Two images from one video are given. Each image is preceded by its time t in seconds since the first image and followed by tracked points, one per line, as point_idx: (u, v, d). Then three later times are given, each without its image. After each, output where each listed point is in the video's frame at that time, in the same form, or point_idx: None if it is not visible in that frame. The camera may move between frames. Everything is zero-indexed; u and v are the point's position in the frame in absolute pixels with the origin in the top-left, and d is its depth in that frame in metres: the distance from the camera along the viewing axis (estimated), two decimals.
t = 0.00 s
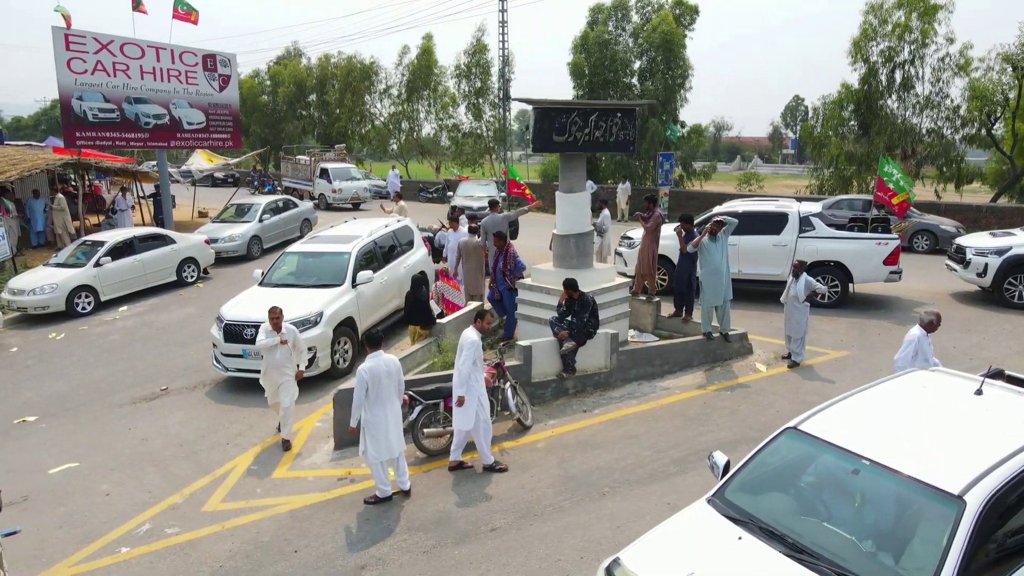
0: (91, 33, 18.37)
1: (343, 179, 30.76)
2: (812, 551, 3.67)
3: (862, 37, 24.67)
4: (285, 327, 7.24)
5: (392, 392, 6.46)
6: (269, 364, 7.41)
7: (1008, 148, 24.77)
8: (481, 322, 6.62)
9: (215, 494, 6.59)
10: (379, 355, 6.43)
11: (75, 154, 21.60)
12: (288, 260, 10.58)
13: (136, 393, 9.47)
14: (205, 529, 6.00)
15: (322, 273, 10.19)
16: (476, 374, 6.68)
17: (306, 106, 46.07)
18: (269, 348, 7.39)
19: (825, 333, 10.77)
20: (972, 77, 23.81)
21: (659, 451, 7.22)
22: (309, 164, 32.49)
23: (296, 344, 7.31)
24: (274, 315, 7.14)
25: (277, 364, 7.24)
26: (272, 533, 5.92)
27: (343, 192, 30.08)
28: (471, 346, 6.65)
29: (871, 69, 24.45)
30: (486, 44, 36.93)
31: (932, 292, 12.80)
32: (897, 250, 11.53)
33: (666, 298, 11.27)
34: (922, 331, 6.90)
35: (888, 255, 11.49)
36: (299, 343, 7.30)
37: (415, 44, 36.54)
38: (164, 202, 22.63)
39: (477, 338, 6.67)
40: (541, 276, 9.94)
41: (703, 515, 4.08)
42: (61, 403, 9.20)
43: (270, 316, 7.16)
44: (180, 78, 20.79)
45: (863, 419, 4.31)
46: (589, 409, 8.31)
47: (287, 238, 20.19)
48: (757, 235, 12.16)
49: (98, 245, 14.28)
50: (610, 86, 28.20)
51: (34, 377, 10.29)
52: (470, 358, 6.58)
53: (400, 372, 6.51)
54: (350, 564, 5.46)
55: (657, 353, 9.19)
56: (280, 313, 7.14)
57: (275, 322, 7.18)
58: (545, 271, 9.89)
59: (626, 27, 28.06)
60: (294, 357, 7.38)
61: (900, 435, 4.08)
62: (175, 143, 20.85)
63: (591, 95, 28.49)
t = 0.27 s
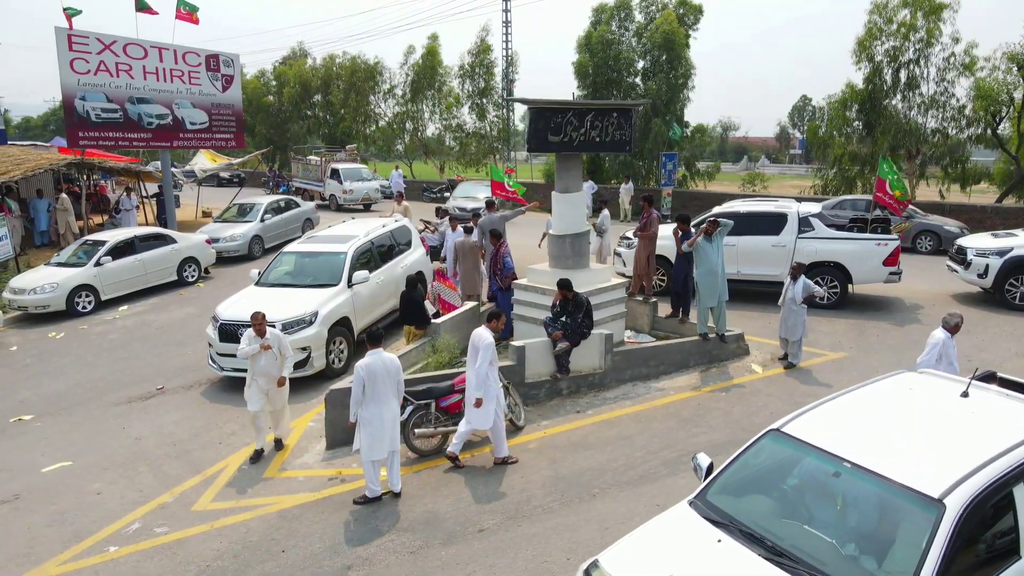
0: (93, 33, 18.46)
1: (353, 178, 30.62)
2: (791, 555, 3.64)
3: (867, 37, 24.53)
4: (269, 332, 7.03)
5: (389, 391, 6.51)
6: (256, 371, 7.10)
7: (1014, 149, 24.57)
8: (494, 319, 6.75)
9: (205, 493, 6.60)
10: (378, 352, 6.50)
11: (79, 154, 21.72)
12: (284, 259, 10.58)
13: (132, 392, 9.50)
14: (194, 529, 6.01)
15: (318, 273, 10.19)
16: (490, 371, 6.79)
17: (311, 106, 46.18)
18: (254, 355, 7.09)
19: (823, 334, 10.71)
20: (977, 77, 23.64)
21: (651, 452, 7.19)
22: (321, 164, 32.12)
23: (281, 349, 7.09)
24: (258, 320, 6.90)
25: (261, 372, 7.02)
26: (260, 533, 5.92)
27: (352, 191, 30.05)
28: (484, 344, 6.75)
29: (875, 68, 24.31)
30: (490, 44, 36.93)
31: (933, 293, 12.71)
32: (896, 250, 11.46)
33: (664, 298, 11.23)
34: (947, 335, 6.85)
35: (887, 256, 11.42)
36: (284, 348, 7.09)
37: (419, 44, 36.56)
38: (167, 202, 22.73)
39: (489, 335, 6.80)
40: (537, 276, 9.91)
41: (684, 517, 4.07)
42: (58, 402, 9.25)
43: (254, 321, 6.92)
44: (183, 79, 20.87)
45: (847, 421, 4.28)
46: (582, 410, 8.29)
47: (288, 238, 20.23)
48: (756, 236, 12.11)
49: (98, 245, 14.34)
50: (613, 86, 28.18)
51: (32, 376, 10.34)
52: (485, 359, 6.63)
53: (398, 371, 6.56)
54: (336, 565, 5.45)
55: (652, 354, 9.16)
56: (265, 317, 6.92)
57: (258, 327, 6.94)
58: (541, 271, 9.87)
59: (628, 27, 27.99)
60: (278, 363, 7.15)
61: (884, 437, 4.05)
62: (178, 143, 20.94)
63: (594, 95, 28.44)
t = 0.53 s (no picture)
0: (100, 34, 18.57)
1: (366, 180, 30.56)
2: (772, 560, 3.61)
3: (874, 36, 24.35)
4: (250, 346, 6.80)
5: (390, 390, 6.52)
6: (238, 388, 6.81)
7: None
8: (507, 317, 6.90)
9: (198, 493, 6.62)
10: (379, 352, 6.51)
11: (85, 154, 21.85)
12: (283, 259, 10.59)
13: (131, 391, 9.55)
14: (185, 529, 6.03)
15: (317, 273, 10.19)
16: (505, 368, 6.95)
17: (318, 106, 46.31)
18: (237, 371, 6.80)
19: (824, 336, 10.63)
20: (987, 76, 23.42)
21: (645, 455, 7.16)
22: (334, 165, 32.03)
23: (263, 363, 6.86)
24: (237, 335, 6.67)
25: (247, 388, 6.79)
26: (251, 533, 5.93)
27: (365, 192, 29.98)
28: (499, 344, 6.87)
29: (883, 68, 24.14)
30: (497, 44, 36.91)
31: (937, 295, 12.61)
32: (899, 252, 11.36)
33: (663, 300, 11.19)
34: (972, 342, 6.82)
35: (890, 258, 11.33)
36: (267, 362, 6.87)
37: (426, 44, 36.59)
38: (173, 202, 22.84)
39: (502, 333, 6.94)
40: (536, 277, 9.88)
41: (667, 520, 4.04)
42: (57, 401, 9.30)
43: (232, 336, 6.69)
44: (189, 79, 20.97)
45: (833, 426, 4.25)
46: (578, 412, 8.27)
47: (293, 238, 20.29)
48: (757, 236, 12.04)
49: (102, 244, 14.42)
50: (619, 86, 28.13)
51: (33, 375, 10.41)
52: (511, 358, 6.79)
53: (398, 371, 6.57)
54: (324, 566, 5.45)
55: (649, 355, 9.12)
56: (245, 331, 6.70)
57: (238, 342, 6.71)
58: (539, 272, 9.84)
59: (635, 26, 27.91)
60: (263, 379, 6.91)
61: (870, 442, 4.01)
62: (183, 143, 21.05)
63: (600, 95, 28.38)
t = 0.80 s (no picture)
0: (106, 35, 18.69)
1: (377, 180, 30.56)
2: (753, 564, 3.59)
3: (882, 35, 24.17)
4: (233, 354, 6.62)
5: (386, 390, 6.51)
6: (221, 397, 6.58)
7: None
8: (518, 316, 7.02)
9: (192, 492, 6.65)
10: (375, 352, 6.50)
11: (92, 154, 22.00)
12: (282, 259, 10.60)
13: (130, 390, 9.60)
14: (177, 528, 6.05)
15: (315, 273, 10.21)
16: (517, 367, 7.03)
17: (326, 106, 46.44)
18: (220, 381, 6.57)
19: (825, 337, 10.55)
20: (996, 76, 23.19)
21: (639, 456, 7.13)
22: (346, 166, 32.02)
23: (247, 370, 6.69)
24: (221, 342, 6.50)
25: (234, 396, 6.58)
26: (242, 533, 5.94)
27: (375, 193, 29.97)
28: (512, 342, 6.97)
29: (891, 68, 23.97)
30: (503, 44, 36.89)
31: (940, 297, 12.50)
32: (901, 253, 11.27)
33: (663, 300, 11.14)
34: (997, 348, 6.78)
35: (892, 259, 11.24)
36: (251, 369, 6.69)
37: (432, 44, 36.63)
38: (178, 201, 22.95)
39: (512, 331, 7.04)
40: (534, 278, 9.86)
41: (649, 523, 4.03)
42: (57, 400, 9.36)
43: (216, 344, 6.48)
44: (194, 79, 21.07)
45: (818, 428, 4.22)
46: (574, 412, 8.25)
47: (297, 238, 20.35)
48: (758, 237, 11.99)
49: (106, 244, 14.51)
50: (625, 86, 28.08)
51: (36, 374, 10.49)
52: (527, 357, 6.93)
53: (394, 371, 6.54)
54: (313, 566, 5.45)
55: (646, 356, 9.08)
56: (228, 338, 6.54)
57: (222, 349, 6.51)
58: (537, 273, 9.82)
59: (642, 26, 27.91)
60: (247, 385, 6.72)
61: (855, 445, 3.98)
62: (189, 143, 21.15)
63: (606, 94, 28.31)
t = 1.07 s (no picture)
0: (110, 36, 18.80)
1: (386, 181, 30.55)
2: (727, 567, 3.57)
3: (888, 35, 24.01)
4: (215, 371, 6.27)
5: (376, 390, 6.51)
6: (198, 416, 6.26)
7: None
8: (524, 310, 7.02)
9: (181, 491, 6.67)
10: (364, 352, 6.49)
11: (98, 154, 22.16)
12: (278, 259, 10.61)
13: (127, 389, 9.66)
14: (164, 527, 6.07)
15: (311, 273, 10.22)
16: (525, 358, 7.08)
17: (332, 106, 46.57)
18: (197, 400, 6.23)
19: (822, 339, 10.50)
20: (1002, 75, 22.99)
21: (629, 457, 7.11)
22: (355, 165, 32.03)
23: (229, 389, 6.34)
24: (202, 358, 6.16)
25: (210, 417, 6.24)
26: (228, 532, 5.96)
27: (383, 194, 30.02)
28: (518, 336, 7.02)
29: (896, 67, 23.81)
30: (508, 44, 36.87)
31: (941, 298, 12.40)
32: (901, 254, 11.18)
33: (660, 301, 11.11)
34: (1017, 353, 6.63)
35: (891, 260, 11.15)
36: (233, 388, 6.35)
37: (438, 45, 36.66)
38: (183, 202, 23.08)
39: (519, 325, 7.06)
40: (529, 278, 9.84)
41: (626, 525, 4.02)
42: (54, 399, 9.43)
43: (196, 360, 6.15)
44: (198, 80, 21.16)
45: (798, 430, 4.19)
46: (566, 413, 8.23)
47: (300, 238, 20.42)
48: (757, 238, 11.93)
49: (108, 243, 14.59)
50: (630, 86, 28.02)
51: (35, 373, 10.57)
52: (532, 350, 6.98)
53: (384, 371, 6.54)
54: (297, 566, 5.46)
55: (641, 357, 9.05)
56: (210, 354, 6.21)
57: (203, 366, 6.18)
58: (533, 273, 9.81)
59: (647, 26, 27.86)
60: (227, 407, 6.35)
61: (833, 448, 3.95)
62: (193, 143, 21.25)
63: (611, 95, 28.27)
